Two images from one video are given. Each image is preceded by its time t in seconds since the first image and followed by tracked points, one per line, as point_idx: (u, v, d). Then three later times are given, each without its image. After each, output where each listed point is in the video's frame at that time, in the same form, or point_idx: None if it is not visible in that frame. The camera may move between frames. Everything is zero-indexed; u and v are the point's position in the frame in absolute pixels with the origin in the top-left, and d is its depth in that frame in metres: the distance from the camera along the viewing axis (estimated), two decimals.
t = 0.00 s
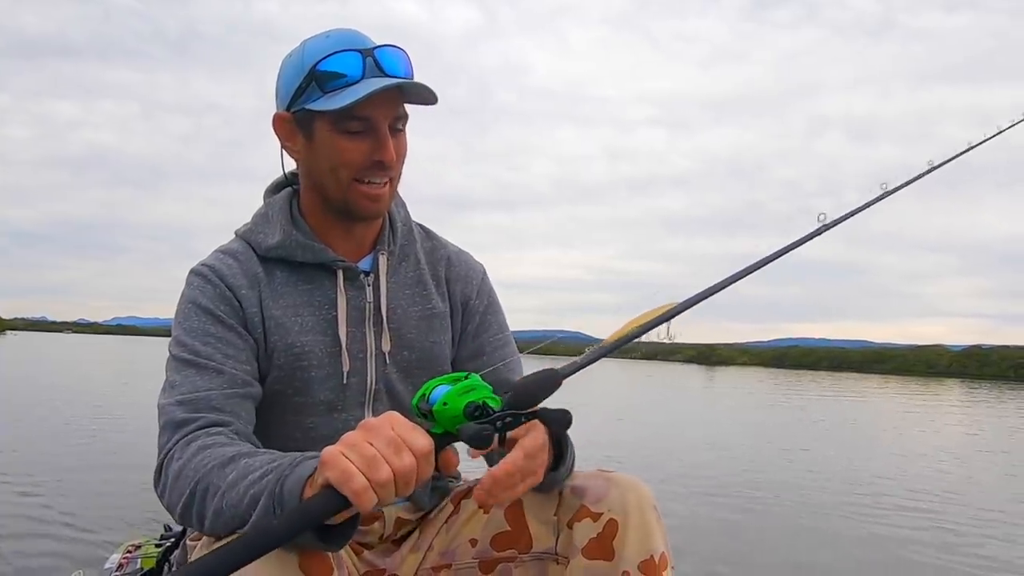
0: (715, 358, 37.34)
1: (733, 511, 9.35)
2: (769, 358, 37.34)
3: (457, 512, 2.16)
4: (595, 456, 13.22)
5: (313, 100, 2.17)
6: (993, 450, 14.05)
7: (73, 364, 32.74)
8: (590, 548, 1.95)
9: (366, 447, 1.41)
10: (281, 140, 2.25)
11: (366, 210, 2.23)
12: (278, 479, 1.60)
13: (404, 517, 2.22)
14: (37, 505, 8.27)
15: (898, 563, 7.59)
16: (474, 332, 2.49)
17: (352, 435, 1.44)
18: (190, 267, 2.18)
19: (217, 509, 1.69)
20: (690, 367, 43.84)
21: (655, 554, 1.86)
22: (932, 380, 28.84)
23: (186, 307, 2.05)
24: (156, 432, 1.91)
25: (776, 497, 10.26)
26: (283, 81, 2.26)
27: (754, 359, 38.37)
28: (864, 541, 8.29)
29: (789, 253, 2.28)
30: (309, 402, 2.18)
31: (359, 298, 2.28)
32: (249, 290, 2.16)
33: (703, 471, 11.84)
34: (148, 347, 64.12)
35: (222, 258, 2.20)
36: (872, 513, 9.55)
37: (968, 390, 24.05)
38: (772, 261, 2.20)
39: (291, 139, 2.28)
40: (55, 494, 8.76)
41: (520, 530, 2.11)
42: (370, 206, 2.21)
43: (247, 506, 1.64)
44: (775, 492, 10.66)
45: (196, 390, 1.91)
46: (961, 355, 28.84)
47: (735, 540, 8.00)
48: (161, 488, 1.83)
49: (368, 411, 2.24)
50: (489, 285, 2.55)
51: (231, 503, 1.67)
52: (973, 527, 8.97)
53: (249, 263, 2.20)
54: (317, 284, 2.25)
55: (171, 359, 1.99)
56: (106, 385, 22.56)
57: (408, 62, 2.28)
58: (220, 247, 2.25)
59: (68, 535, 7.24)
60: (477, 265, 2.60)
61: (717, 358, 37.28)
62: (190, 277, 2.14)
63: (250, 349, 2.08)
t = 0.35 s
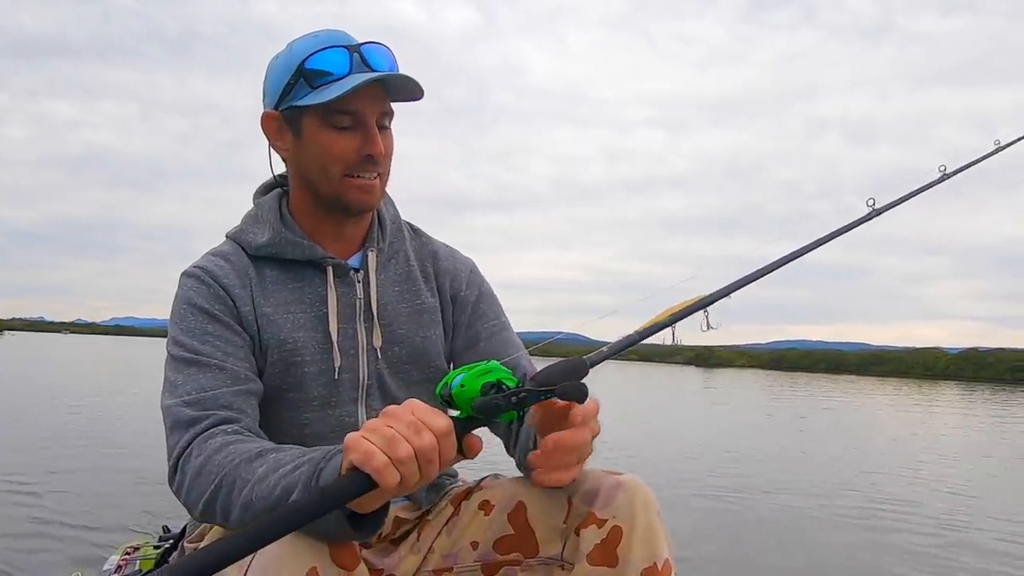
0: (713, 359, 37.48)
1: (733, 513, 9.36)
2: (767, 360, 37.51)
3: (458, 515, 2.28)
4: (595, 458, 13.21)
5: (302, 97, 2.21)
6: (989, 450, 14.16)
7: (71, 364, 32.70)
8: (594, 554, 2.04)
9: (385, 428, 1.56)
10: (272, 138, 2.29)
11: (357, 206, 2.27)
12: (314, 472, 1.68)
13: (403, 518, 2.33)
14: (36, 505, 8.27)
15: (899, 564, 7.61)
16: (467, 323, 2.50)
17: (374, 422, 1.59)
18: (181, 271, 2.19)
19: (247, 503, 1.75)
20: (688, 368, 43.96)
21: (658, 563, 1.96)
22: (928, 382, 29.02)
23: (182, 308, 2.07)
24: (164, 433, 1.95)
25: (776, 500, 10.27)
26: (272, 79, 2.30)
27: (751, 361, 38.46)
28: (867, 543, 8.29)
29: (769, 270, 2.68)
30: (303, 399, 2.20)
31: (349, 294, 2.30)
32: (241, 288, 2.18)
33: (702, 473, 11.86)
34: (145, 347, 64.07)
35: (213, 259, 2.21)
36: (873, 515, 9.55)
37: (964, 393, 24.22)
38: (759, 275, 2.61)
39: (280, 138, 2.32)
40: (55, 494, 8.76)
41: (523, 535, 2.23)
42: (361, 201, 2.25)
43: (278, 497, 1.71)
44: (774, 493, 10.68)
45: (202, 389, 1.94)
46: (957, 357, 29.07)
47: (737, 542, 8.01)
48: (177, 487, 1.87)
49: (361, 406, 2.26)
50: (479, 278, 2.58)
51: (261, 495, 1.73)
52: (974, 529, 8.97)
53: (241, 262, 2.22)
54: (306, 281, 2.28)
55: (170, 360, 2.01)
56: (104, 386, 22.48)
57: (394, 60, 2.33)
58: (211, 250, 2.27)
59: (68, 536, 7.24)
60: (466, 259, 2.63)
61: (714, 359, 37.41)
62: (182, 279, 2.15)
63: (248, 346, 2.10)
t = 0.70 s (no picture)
0: (712, 360, 37.49)
1: (731, 514, 9.38)
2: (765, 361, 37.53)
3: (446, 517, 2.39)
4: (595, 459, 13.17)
5: (301, 101, 2.15)
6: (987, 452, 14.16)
7: (69, 365, 32.68)
8: (574, 560, 2.19)
9: (388, 427, 1.50)
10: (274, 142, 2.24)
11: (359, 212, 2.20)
12: (316, 475, 1.68)
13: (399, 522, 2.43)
14: (35, 505, 8.27)
15: (897, 565, 7.63)
16: (478, 324, 2.47)
17: (376, 421, 1.54)
18: (187, 270, 2.21)
19: (248, 507, 1.75)
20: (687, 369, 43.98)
21: (640, 566, 2.12)
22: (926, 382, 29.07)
23: (185, 307, 2.10)
24: (166, 433, 1.97)
25: (774, 501, 10.29)
26: (274, 83, 2.24)
27: (748, 362, 38.42)
28: (866, 544, 8.31)
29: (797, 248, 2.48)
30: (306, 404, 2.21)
31: (354, 297, 2.31)
32: (246, 290, 2.20)
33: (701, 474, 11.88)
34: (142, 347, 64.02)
35: (219, 260, 2.24)
36: (871, 516, 9.58)
37: (963, 393, 24.26)
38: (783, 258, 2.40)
39: (283, 143, 2.26)
40: (53, 494, 8.76)
41: (507, 541, 2.35)
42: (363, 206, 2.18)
43: (280, 502, 1.71)
44: (773, 495, 10.70)
45: (205, 390, 1.95)
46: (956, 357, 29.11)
47: (735, 544, 8.03)
48: (178, 487, 1.88)
49: (364, 412, 2.26)
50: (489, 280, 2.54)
51: (262, 500, 1.74)
52: (973, 530, 8.99)
53: (245, 262, 2.24)
54: (310, 284, 2.28)
55: (174, 359, 2.03)
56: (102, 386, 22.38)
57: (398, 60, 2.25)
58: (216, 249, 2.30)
59: (66, 537, 7.24)
60: (476, 262, 2.60)
61: (713, 360, 37.43)
62: (187, 278, 2.18)
63: (250, 348, 2.12)
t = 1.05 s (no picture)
0: (711, 360, 37.62)
1: (731, 514, 9.43)
2: (764, 360, 37.65)
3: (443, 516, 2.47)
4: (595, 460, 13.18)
5: (307, 109, 2.09)
6: (984, 452, 14.23)
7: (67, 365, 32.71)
8: (568, 561, 2.24)
9: (372, 437, 1.60)
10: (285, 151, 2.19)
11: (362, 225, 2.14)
12: (289, 479, 1.74)
13: (397, 523, 2.51)
14: (35, 505, 8.31)
15: (896, 564, 7.68)
16: (483, 333, 2.53)
17: (358, 430, 1.63)
18: (190, 271, 2.25)
19: (224, 513, 1.81)
20: (686, 370, 44.11)
21: (634, 566, 2.16)
22: (924, 382, 29.21)
23: (186, 312, 2.12)
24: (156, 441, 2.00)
25: (773, 501, 10.33)
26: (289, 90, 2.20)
27: (746, 363, 38.49)
28: (866, 544, 8.36)
29: (765, 209, 2.29)
30: (308, 416, 2.25)
31: (360, 310, 2.34)
32: (250, 298, 2.22)
33: (699, 474, 11.91)
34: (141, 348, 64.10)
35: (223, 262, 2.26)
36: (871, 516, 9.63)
37: (961, 394, 24.36)
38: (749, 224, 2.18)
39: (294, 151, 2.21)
40: (54, 495, 8.80)
41: (501, 541, 2.41)
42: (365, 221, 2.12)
43: (255, 507, 1.77)
44: (771, 495, 10.73)
45: (198, 401, 1.98)
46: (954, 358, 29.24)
47: (736, 544, 8.08)
48: (162, 497, 1.93)
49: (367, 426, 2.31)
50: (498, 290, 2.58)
51: (238, 507, 1.79)
52: (973, 531, 9.05)
53: (251, 267, 2.28)
54: (317, 296, 2.32)
55: (171, 364, 2.06)
56: (101, 387, 22.37)
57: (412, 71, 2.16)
58: (223, 251, 2.32)
59: (67, 536, 7.27)
60: (484, 269, 2.64)
61: (713, 360, 37.55)
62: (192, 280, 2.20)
63: (250, 358, 2.15)
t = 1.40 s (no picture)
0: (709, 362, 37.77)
1: (729, 514, 9.53)
2: (761, 361, 37.81)
3: (445, 514, 2.56)
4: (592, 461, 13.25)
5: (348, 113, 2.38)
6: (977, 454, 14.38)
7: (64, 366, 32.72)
8: (571, 557, 2.29)
9: (368, 424, 1.65)
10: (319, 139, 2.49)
11: (367, 232, 2.43)
12: (284, 476, 1.84)
13: (396, 522, 2.57)
14: (34, 505, 8.33)
15: (895, 564, 7.78)
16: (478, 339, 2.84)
17: (354, 417, 1.68)
18: (191, 268, 2.41)
19: (219, 514, 1.92)
20: (683, 372, 44.20)
21: (637, 562, 2.22)
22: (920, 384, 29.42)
23: (188, 312, 2.28)
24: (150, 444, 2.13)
25: (768, 501, 10.43)
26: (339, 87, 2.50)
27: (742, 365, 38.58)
28: (866, 544, 8.47)
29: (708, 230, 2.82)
30: (305, 424, 2.47)
31: (363, 322, 2.60)
32: (250, 301, 2.42)
33: (695, 475, 12.00)
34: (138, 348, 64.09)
35: (226, 262, 2.45)
36: (868, 517, 9.74)
37: (957, 395, 24.56)
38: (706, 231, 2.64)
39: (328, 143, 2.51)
40: (54, 494, 8.83)
41: (504, 537, 2.48)
42: (371, 230, 2.40)
43: (249, 506, 1.88)
44: (767, 495, 10.82)
45: (194, 404, 2.13)
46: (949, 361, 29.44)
47: (734, 544, 8.16)
48: (157, 501, 2.05)
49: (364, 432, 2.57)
50: (495, 295, 2.89)
51: (232, 506, 1.90)
52: (970, 531, 9.17)
53: (252, 271, 2.47)
54: (318, 304, 2.55)
55: (169, 364, 2.21)
56: (99, 388, 22.36)
57: (454, 112, 2.46)
58: (226, 249, 2.51)
59: (67, 536, 7.31)
60: (482, 274, 2.93)
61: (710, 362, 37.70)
62: (193, 279, 2.37)
63: (247, 361, 2.33)
